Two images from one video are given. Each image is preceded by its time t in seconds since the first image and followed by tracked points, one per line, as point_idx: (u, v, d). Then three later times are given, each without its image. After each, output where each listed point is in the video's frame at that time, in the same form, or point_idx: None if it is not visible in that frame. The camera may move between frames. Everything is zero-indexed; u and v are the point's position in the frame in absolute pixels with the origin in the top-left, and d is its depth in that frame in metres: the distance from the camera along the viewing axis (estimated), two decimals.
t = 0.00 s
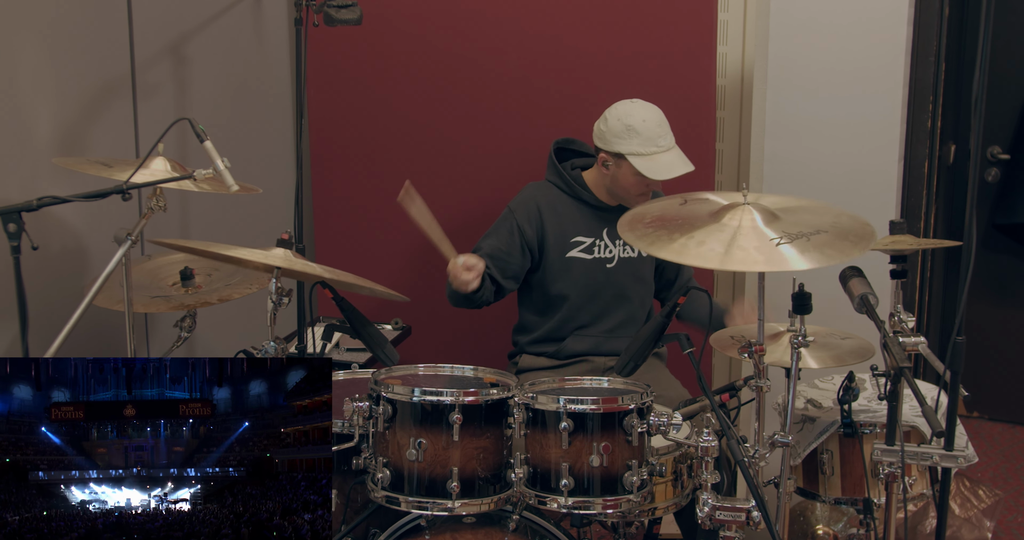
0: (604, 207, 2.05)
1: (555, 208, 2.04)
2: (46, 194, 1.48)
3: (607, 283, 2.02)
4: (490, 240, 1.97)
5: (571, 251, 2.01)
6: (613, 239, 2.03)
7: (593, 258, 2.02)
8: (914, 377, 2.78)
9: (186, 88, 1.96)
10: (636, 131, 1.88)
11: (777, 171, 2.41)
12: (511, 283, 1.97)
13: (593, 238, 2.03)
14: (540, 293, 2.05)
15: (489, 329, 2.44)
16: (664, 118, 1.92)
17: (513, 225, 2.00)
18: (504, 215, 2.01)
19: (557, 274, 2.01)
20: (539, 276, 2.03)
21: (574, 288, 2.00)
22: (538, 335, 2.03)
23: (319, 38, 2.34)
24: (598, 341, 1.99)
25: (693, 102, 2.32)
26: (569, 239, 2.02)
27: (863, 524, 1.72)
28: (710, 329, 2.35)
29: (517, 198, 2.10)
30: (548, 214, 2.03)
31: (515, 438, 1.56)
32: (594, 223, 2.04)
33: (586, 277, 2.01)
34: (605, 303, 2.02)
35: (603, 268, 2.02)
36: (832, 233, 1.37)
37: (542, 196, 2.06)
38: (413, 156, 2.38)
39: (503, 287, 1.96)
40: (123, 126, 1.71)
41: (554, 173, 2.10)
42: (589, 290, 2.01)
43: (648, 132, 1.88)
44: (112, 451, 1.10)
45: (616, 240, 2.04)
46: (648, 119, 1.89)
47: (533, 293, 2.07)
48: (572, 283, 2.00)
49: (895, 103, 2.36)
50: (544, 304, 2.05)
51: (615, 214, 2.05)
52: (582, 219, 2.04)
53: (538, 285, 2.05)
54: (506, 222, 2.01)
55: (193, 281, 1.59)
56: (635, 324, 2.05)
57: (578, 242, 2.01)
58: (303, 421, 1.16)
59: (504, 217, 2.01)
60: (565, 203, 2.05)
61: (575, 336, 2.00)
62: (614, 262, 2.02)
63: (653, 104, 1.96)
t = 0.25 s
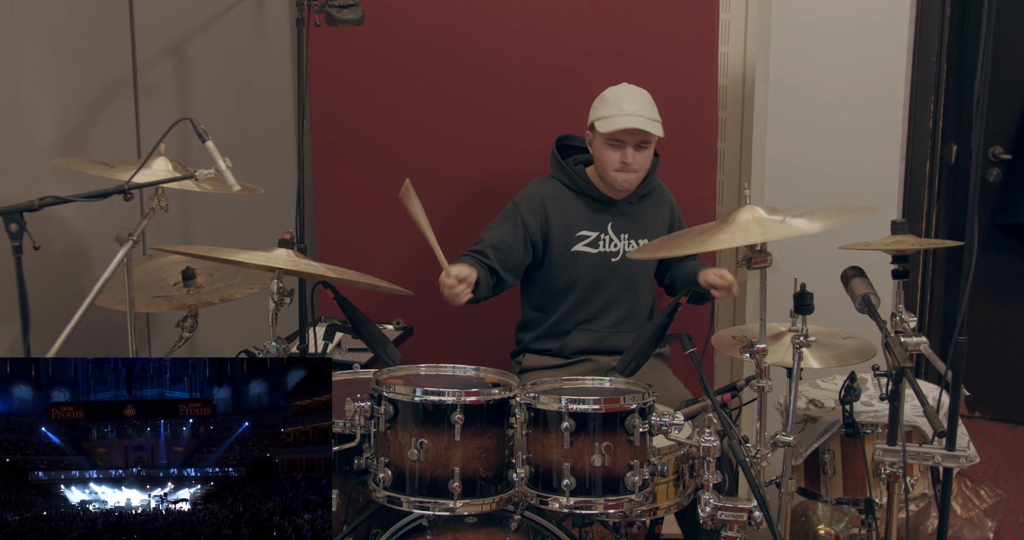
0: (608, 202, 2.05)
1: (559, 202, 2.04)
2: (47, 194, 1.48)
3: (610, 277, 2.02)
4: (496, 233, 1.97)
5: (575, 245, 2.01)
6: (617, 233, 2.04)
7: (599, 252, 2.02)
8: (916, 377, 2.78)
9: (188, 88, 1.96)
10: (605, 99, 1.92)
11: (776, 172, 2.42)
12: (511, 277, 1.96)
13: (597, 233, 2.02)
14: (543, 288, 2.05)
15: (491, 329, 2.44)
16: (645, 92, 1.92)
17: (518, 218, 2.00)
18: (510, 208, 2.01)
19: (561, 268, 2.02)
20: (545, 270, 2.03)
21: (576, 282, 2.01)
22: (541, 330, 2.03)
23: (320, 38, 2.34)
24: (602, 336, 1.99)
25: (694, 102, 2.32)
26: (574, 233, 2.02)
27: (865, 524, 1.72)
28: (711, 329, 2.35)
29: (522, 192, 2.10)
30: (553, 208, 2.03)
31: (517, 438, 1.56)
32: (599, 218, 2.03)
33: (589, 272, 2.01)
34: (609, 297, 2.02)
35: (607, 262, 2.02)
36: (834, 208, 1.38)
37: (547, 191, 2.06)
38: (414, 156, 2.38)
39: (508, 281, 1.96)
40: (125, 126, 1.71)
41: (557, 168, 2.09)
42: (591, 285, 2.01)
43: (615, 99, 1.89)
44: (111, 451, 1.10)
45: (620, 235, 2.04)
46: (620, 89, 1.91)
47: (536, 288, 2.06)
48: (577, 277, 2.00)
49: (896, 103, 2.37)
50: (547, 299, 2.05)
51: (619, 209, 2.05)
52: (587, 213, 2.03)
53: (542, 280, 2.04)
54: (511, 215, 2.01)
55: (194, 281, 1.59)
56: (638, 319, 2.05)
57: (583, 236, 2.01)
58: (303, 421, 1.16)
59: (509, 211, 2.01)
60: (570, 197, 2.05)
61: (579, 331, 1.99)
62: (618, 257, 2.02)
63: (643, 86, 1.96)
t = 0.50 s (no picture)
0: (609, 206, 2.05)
1: (559, 206, 2.04)
2: (48, 194, 1.48)
3: (610, 281, 2.02)
4: (496, 239, 1.97)
5: (573, 250, 2.01)
6: (616, 237, 2.03)
7: (597, 256, 2.02)
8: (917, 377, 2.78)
9: (189, 88, 1.96)
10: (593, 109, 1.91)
11: (777, 172, 2.42)
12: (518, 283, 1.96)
13: (595, 237, 2.02)
14: (543, 291, 2.05)
15: (492, 329, 2.44)
16: (631, 106, 1.88)
17: (518, 222, 2.00)
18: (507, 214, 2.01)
19: (560, 272, 2.02)
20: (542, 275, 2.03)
21: (577, 286, 2.01)
22: (541, 333, 2.03)
23: (321, 39, 2.34)
24: (601, 339, 1.99)
25: (696, 102, 2.32)
26: (571, 238, 2.01)
27: (866, 524, 1.72)
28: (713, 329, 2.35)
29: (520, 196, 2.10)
30: (551, 213, 2.02)
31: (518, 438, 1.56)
32: (598, 222, 2.03)
33: (588, 275, 2.01)
34: (610, 300, 2.02)
35: (606, 266, 2.02)
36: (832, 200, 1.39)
37: (546, 195, 2.06)
38: (416, 156, 2.38)
39: (510, 287, 1.96)
40: (126, 126, 1.70)
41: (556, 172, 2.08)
42: (593, 288, 2.01)
43: (601, 111, 1.88)
44: (111, 452, 1.10)
45: (618, 239, 2.03)
46: (608, 100, 1.89)
47: (536, 291, 2.06)
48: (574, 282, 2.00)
49: (898, 104, 2.37)
50: (547, 302, 2.05)
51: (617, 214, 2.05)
52: (585, 218, 2.03)
53: (542, 283, 2.04)
54: (511, 220, 2.00)
55: (195, 281, 1.59)
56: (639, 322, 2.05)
57: (580, 241, 2.01)
58: (303, 421, 1.16)
59: (509, 216, 2.01)
60: (568, 202, 2.05)
61: (578, 334, 1.99)
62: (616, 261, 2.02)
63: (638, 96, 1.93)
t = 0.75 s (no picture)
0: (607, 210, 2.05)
1: (556, 211, 2.04)
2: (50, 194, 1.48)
3: (609, 285, 2.02)
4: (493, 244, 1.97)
5: (571, 254, 2.02)
6: (613, 242, 2.04)
7: (594, 260, 2.02)
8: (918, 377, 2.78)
9: (190, 88, 1.96)
10: (596, 127, 1.87)
11: (777, 172, 2.42)
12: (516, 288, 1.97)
13: (593, 241, 2.03)
14: (541, 294, 2.05)
15: (493, 329, 2.44)
16: (634, 123, 1.86)
17: (516, 228, 2.00)
18: (505, 219, 2.01)
19: (559, 276, 2.01)
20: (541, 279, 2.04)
21: (576, 289, 2.01)
22: (539, 336, 2.03)
23: (322, 38, 2.34)
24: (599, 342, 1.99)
25: (696, 102, 2.32)
26: (569, 243, 2.02)
27: (867, 524, 1.72)
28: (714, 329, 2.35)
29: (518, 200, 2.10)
30: (548, 218, 2.03)
31: (519, 438, 1.56)
32: (596, 226, 2.04)
33: (587, 279, 2.01)
34: (608, 304, 2.02)
35: (604, 270, 2.02)
36: (837, 221, 1.38)
37: (543, 199, 2.06)
38: (417, 156, 2.38)
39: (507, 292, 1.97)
40: (127, 126, 1.71)
41: (554, 176, 2.08)
42: (591, 292, 2.01)
43: (605, 132, 1.85)
44: (111, 452, 1.10)
45: (616, 243, 2.04)
46: (611, 119, 1.85)
47: (535, 295, 2.06)
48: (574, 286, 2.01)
49: (899, 103, 2.36)
50: (545, 306, 2.05)
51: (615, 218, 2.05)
52: (583, 222, 2.03)
53: (540, 287, 2.04)
54: (508, 225, 2.00)
55: (196, 281, 1.59)
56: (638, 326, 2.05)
57: (578, 246, 2.01)
58: (304, 421, 1.16)
59: (506, 220, 2.01)
60: (567, 206, 2.04)
61: (577, 337, 2.00)
62: (615, 265, 2.02)
63: (638, 110, 1.91)
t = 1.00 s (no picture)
0: (604, 207, 2.04)
1: (553, 210, 2.04)
2: (48, 194, 1.48)
3: (607, 282, 2.02)
4: (489, 246, 1.97)
5: (568, 252, 2.01)
6: (611, 239, 2.03)
7: (592, 258, 2.02)
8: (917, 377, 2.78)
9: (189, 88, 1.96)
10: (596, 112, 1.91)
11: (777, 171, 2.42)
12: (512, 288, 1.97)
13: (591, 239, 2.02)
14: (539, 294, 2.05)
15: (492, 329, 2.44)
16: (631, 99, 1.93)
17: (512, 228, 2.00)
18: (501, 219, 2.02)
19: (557, 275, 2.01)
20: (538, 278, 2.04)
21: (574, 287, 2.00)
22: (538, 335, 2.03)
23: (321, 38, 2.34)
24: (598, 339, 1.99)
25: (695, 103, 2.33)
26: (566, 241, 2.02)
27: (866, 524, 1.72)
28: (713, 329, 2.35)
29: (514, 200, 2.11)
30: (545, 216, 2.03)
31: (518, 438, 1.56)
32: (594, 224, 2.03)
33: (584, 277, 2.01)
34: (606, 302, 2.02)
35: (602, 268, 2.02)
36: (836, 222, 1.37)
37: (539, 198, 2.06)
38: (415, 156, 2.38)
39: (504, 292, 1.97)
40: (126, 126, 1.70)
41: (549, 175, 2.09)
42: (589, 289, 2.01)
43: (608, 110, 1.90)
44: (111, 452, 1.10)
45: (614, 240, 2.03)
46: (608, 99, 1.92)
47: (533, 294, 2.06)
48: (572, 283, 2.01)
49: (897, 103, 2.36)
50: (544, 305, 2.05)
51: (613, 214, 2.05)
52: (580, 220, 2.03)
53: (538, 286, 2.04)
54: (505, 226, 2.01)
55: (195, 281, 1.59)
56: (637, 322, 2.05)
57: (575, 243, 2.01)
58: (303, 421, 1.16)
59: (502, 221, 2.01)
60: (563, 205, 2.04)
61: (575, 335, 2.00)
62: (613, 261, 2.02)
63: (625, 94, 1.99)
